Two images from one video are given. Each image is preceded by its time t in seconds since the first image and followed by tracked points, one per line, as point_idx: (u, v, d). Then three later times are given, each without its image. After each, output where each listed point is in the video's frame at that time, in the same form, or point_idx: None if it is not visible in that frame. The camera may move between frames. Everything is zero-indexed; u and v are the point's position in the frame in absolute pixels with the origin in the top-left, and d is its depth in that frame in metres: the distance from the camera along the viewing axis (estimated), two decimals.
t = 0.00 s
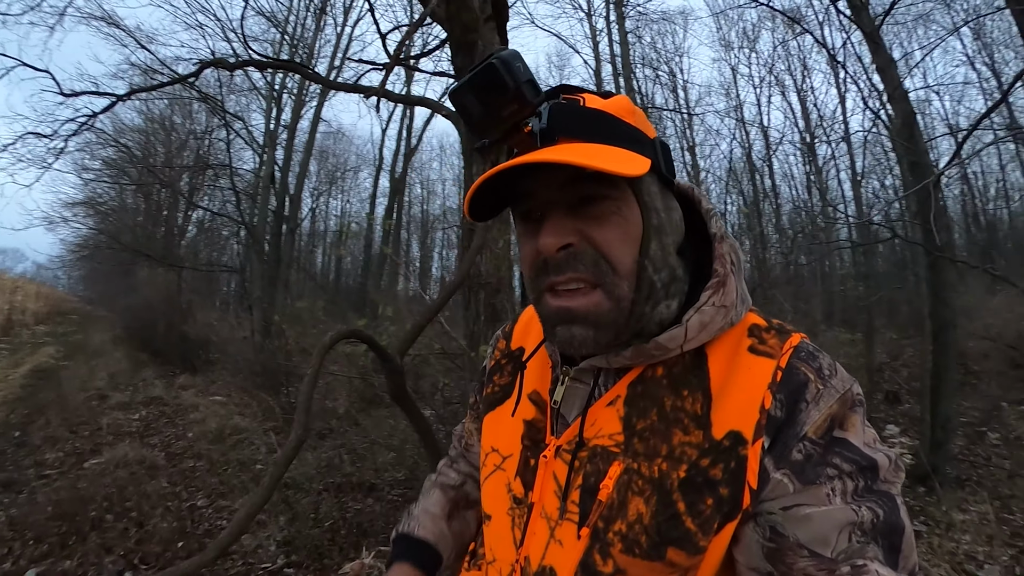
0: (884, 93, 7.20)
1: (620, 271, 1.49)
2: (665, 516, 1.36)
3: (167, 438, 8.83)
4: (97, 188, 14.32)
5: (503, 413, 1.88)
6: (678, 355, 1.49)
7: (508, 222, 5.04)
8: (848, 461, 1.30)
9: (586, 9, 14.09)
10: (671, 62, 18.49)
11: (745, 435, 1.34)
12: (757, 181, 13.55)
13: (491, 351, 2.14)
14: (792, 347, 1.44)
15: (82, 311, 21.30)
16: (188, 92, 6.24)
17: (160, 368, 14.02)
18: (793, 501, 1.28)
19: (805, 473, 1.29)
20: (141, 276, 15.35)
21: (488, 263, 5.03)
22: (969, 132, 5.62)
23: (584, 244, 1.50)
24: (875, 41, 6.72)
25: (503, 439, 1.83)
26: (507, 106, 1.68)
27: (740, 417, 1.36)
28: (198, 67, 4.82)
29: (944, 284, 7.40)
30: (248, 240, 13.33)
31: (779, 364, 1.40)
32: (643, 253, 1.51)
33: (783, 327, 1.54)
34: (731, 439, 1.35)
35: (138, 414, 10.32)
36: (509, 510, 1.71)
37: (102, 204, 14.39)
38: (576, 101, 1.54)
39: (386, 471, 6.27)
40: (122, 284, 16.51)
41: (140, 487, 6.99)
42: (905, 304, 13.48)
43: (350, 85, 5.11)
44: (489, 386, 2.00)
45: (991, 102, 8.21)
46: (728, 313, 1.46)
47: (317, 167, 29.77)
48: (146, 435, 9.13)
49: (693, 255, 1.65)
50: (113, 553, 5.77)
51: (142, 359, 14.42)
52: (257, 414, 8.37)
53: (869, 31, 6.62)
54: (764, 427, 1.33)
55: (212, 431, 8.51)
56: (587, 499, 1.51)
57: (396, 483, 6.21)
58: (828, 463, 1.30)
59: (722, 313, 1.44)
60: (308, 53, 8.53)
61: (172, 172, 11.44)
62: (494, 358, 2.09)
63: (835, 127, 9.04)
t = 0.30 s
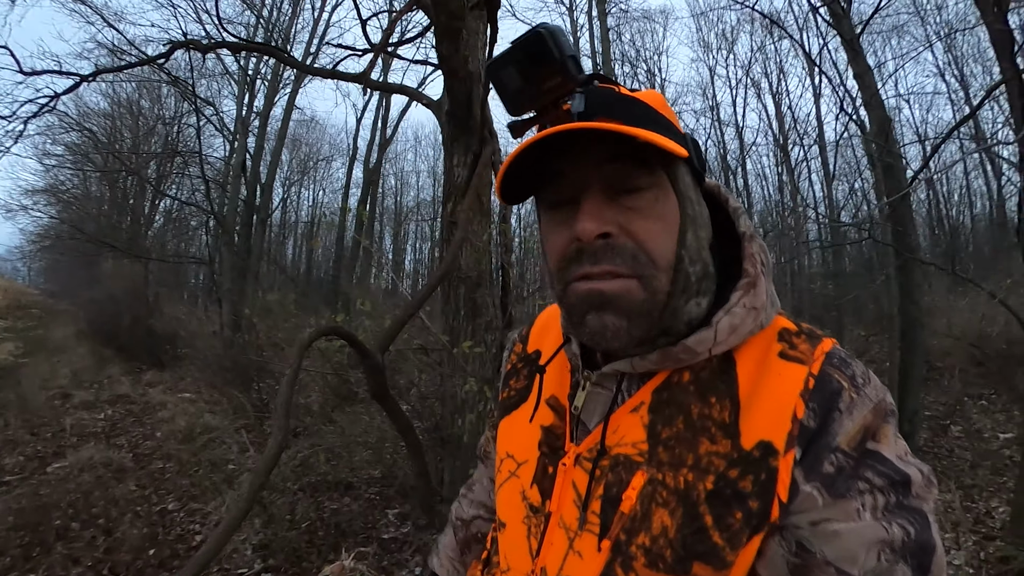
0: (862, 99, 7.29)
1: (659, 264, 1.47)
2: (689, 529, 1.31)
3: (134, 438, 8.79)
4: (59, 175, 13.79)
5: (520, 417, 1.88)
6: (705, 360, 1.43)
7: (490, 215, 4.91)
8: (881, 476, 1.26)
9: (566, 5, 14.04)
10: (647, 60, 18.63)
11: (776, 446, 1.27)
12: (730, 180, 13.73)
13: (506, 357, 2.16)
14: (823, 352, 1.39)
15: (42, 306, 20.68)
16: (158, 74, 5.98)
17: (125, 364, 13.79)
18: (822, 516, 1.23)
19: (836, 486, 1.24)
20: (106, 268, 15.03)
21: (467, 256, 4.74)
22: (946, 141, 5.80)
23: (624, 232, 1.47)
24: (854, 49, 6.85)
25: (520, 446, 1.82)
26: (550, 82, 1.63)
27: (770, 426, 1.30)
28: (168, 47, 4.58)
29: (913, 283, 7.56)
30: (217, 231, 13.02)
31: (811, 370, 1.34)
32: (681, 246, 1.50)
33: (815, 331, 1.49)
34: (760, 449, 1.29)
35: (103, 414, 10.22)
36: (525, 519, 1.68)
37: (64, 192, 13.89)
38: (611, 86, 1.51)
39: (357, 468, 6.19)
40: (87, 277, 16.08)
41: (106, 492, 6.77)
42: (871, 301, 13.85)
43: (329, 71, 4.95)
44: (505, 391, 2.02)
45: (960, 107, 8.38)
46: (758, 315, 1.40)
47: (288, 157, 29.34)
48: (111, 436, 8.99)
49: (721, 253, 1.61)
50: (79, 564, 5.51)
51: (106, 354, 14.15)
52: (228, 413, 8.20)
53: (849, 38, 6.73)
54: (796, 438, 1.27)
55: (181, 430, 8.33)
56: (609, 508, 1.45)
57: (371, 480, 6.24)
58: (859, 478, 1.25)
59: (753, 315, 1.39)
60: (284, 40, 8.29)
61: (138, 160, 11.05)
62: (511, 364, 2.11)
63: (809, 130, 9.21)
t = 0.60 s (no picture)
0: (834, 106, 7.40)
1: (693, 267, 1.42)
2: None
3: (93, 441, 8.49)
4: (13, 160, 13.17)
5: (508, 440, 1.80)
6: (730, 382, 1.38)
7: (462, 208, 4.85)
8: (925, 518, 1.23)
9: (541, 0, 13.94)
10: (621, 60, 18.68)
11: (816, 485, 1.24)
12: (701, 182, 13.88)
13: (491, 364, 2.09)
14: (862, 369, 1.36)
15: None
16: (119, 55, 5.69)
17: (84, 362, 13.29)
18: (860, 562, 1.21)
19: (878, 531, 1.21)
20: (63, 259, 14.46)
21: (437, 248, 4.68)
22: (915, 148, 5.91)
23: (641, 221, 1.41)
24: (829, 55, 6.93)
25: (505, 471, 1.75)
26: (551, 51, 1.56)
27: (805, 462, 1.27)
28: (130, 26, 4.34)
29: (879, 286, 7.70)
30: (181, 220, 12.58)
31: (851, 393, 1.31)
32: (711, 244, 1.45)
33: (846, 342, 1.47)
34: (796, 487, 1.26)
35: (59, 416, 9.82)
36: (512, 553, 1.63)
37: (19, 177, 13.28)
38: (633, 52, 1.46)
39: (327, 470, 6.04)
40: (42, 270, 15.44)
41: (61, 501, 6.49)
42: (836, 302, 14.17)
43: (300, 56, 4.76)
44: (489, 405, 1.97)
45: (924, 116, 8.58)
46: (794, 326, 1.35)
47: (255, 146, 28.62)
48: (68, 439, 8.65)
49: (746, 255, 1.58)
50: None
51: (63, 351, 13.60)
52: (191, 413, 7.93)
53: (825, 44, 6.81)
54: (837, 476, 1.23)
55: (142, 432, 8.02)
56: (611, 550, 1.42)
57: (342, 481, 6.04)
58: (903, 519, 1.23)
59: (789, 328, 1.34)
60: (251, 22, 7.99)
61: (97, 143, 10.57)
62: (495, 373, 2.04)
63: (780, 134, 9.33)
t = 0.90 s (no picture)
0: (812, 109, 7.45)
1: (593, 282, 1.27)
2: None
3: (58, 446, 8.19)
4: None
5: (521, 437, 1.68)
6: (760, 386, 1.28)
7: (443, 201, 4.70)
8: (958, 536, 1.15)
9: None
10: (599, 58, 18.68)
11: (851, 498, 1.15)
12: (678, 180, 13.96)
13: (510, 354, 1.91)
14: (899, 379, 1.26)
15: None
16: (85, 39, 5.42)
17: (48, 362, 12.82)
18: None
19: (911, 547, 1.14)
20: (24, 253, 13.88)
21: (418, 243, 4.53)
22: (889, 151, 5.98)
23: (555, 241, 1.30)
24: (807, 59, 6.98)
25: (522, 468, 1.63)
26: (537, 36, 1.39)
27: (838, 473, 1.18)
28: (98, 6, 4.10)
29: (854, 287, 7.80)
30: (150, 215, 12.19)
31: (888, 404, 1.21)
32: (642, 263, 1.24)
33: (882, 350, 1.36)
34: (829, 499, 1.17)
35: (22, 420, 9.44)
36: (526, 554, 1.52)
37: None
38: (589, 50, 1.34)
39: (304, 471, 5.81)
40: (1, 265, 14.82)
41: (26, 513, 6.35)
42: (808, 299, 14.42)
43: (276, 43, 4.55)
44: (507, 400, 1.80)
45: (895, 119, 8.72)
46: (829, 333, 1.24)
47: (227, 138, 27.96)
48: (31, 445, 8.32)
49: (777, 254, 1.46)
50: None
51: (25, 351, 13.10)
52: (160, 415, 7.64)
53: (805, 49, 6.83)
54: (874, 489, 1.15)
55: (110, 435, 7.72)
56: (632, 556, 1.32)
57: (320, 482, 5.90)
58: (936, 536, 1.15)
59: (825, 334, 1.23)
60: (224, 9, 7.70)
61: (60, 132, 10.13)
62: (513, 365, 1.88)
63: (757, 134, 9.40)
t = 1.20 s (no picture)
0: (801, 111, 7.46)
1: (604, 299, 1.21)
2: None
3: (44, 450, 8.03)
4: None
5: (537, 444, 1.62)
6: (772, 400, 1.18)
7: (436, 200, 4.63)
8: (969, 555, 1.04)
9: None
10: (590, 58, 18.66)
11: (859, 516, 1.06)
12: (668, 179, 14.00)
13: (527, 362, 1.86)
14: (915, 394, 1.15)
15: None
16: (72, 34, 5.30)
17: (30, 363, 12.58)
18: None
19: (919, 567, 1.04)
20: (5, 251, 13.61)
21: (411, 242, 4.48)
22: (879, 152, 6.00)
23: (566, 258, 1.25)
24: (799, 61, 7.00)
25: (538, 475, 1.57)
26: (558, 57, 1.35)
27: (848, 489, 1.08)
28: None
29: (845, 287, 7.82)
30: (135, 213, 11.98)
31: (902, 420, 1.11)
32: (651, 280, 1.18)
33: (898, 361, 1.25)
34: (837, 517, 1.07)
35: (6, 423, 9.25)
36: (540, 558, 1.47)
37: None
38: (601, 64, 1.28)
39: (295, 472, 5.65)
40: None
41: (12, 518, 6.17)
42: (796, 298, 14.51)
43: (268, 38, 4.45)
44: (523, 407, 1.75)
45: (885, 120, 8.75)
46: (843, 349, 1.14)
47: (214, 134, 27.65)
48: (16, 449, 8.16)
49: (793, 261, 1.36)
50: None
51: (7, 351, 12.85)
52: (149, 417, 7.50)
53: (797, 51, 6.83)
54: (882, 508, 1.05)
55: (97, 438, 7.57)
56: (641, 564, 1.24)
57: (311, 484, 5.65)
58: (945, 557, 1.05)
59: (838, 351, 1.12)
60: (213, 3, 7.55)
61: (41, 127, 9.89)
62: (530, 372, 1.82)
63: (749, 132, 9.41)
